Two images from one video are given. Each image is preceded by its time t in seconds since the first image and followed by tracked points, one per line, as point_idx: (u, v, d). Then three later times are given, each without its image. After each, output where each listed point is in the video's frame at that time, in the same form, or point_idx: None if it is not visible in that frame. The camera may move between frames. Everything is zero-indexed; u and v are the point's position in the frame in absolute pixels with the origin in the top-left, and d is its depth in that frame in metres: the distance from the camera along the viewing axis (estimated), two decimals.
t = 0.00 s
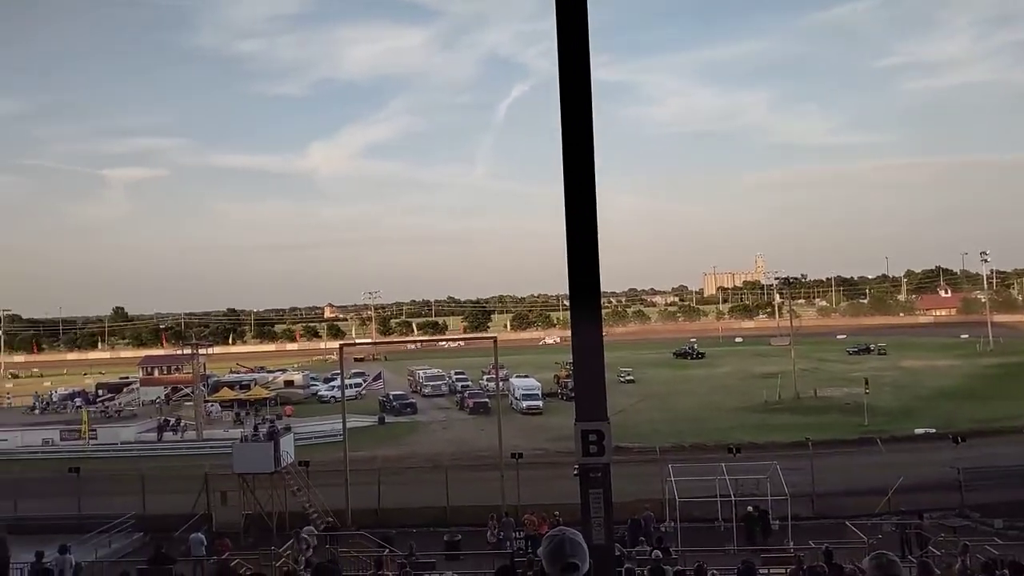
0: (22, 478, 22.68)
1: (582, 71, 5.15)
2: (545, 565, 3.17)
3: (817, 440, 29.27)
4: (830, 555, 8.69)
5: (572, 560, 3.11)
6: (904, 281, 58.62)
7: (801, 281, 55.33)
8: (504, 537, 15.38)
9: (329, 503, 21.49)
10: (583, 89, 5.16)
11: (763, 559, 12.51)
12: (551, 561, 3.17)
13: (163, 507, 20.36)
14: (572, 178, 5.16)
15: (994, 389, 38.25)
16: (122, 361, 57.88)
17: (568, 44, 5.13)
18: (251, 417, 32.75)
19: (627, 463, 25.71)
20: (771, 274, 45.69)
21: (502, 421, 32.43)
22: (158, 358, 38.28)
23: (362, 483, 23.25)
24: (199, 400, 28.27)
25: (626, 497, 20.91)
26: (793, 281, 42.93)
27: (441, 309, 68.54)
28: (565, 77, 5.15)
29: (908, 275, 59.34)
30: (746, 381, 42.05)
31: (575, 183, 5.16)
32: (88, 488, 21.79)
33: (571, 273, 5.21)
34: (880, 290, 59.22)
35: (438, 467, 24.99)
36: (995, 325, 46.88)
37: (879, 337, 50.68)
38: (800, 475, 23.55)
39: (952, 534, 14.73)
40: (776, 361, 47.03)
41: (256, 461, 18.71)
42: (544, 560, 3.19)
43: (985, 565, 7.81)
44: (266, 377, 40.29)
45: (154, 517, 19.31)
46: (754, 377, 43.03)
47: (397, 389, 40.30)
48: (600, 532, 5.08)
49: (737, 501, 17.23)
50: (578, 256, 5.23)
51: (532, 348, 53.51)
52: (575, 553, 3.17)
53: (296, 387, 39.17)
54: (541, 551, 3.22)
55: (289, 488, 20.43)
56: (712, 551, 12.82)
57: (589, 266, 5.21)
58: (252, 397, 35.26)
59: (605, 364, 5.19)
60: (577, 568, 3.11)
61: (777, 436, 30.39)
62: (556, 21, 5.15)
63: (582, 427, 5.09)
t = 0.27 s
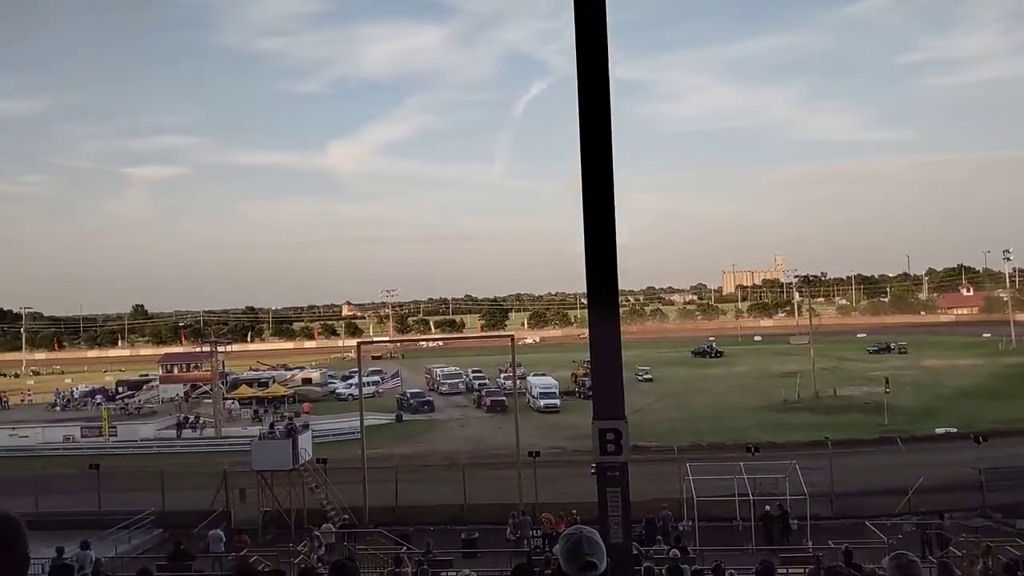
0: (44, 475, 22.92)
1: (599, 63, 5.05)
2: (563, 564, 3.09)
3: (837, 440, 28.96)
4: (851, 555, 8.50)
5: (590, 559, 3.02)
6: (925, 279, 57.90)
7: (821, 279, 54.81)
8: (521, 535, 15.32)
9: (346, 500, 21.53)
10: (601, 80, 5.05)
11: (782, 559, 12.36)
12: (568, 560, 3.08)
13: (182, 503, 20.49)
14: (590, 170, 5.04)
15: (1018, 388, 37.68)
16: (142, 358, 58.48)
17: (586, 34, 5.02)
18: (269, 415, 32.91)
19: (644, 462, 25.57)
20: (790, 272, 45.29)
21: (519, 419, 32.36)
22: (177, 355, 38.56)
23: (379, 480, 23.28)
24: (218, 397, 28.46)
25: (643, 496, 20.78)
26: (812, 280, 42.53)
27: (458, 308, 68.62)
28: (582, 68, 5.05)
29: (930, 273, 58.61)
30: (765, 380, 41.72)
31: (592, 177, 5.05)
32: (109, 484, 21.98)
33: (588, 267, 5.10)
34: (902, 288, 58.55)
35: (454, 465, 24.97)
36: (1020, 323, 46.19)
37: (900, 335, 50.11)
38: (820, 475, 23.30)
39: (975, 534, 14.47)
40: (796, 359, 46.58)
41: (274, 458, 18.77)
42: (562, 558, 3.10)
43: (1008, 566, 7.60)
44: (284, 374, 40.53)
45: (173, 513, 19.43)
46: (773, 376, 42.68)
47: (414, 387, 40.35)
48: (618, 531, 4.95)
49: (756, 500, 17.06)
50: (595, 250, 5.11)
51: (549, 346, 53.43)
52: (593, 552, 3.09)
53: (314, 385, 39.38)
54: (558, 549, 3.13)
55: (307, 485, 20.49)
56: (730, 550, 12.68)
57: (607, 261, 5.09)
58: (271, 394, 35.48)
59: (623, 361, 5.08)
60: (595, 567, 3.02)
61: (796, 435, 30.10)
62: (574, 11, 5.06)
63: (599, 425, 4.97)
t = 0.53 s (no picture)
0: (67, 470, 23.24)
1: (615, 61, 5.02)
2: (580, 562, 3.09)
3: (856, 439, 28.71)
4: (870, 556, 8.39)
5: (607, 557, 3.03)
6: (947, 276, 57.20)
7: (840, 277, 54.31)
8: (538, 533, 15.32)
9: (364, 496, 21.65)
10: (617, 78, 5.03)
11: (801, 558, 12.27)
12: (585, 557, 3.09)
13: (201, 498, 20.70)
14: (607, 169, 5.02)
15: None
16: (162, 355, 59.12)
17: (602, 33, 5.01)
18: (287, 412, 33.15)
19: (661, 461, 25.48)
20: (810, 270, 44.92)
21: (536, 416, 32.37)
22: (197, 352, 38.94)
23: (396, 477, 23.39)
24: (237, 394, 28.71)
25: (660, 494, 20.72)
26: (832, 277, 42.14)
27: (474, 305, 68.73)
28: (599, 66, 5.03)
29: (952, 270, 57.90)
30: (784, 378, 41.45)
31: (609, 175, 5.03)
32: (130, 479, 22.24)
33: (605, 265, 5.08)
34: (923, 285, 57.90)
35: (471, 462, 25.03)
36: None
37: (921, 334, 49.59)
38: (839, 474, 23.10)
39: (997, 535, 14.28)
40: (815, 357, 46.22)
41: (293, 454, 18.90)
42: (578, 556, 3.11)
43: None
44: (302, 371, 40.81)
45: (193, 508, 19.63)
46: (792, 374, 42.39)
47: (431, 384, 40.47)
48: (634, 530, 4.93)
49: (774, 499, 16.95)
50: (613, 248, 5.09)
51: (566, 344, 53.41)
52: (610, 549, 3.09)
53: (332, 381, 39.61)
54: (576, 547, 3.14)
55: (324, 481, 20.62)
56: (748, 549, 12.62)
57: (623, 259, 5.07)
58: (289, 391, 35.74)
59: (640, 360, 5.06)
60: (612, 565, 3.03)
61: (815, 434, 29.89)
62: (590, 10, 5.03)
63: (616, 424, 4.95)
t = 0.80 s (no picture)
0: (96, 465, 23.59)
1: (638, 58, 4.98)
2: (603, 561, 3.07)
3: (884, 439, 28.29)
4: (899, 558, 8.22)
5: (631, 556, 3.00)
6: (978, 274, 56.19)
7: (867, 275, 53.58)
8: (561, 532, 15.27)
9: (387, 493, 21.74)
10: (640, 74, 4.98)
11: (827, 559, 12.12)
12: (608, 557, 3.06)
13: (226, 494, 20.92)
14: (630, 167, 4.99)
15: None
16: (189, 352, 59.90)
17: (625, 30, 4.97)
18: (311, 409, 33.43)
19: (685, 460, 25.30)
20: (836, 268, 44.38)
21: (558, 415, 32.33)
22: (223, 350, 39.41)
23: (419, 474, 23.46)
24: (262, 391, 28.98)
25: (684, 494, 20.56)
26: (859, 275, 41.59)
27: (497, 304, 68.80)
28: (621, 63, 4.99)
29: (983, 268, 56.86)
30: (810, 377, 40.98)
31: (633, 172, 4.98)
32: (157, 475, 22.53)
33: (628, 263, 5.03)
34: (953, 283, 56.93)
35: (493, 460, 25.06)
36: None
37: (951, 332, 48.78)
38: (866, 474, 22.78)
39: None
40: (841, 357, 45.65)
41: (317, 451, 19.04)
42: (602, 555, 3.08)
43: None
44: (326, 369, 41.10)
45: (218, 504, 19.84)
46: (818, 373, 41.90)
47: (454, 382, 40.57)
48: (659, 529, 4.89)
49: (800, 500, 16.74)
50: (636, 245, 5.04)
51: (589, 342, 53.26)
52: (634, 549, 3.06)
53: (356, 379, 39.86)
54: (598, 547, 3.11)
55: (348, 478, 20.74)
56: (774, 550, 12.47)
57: (647, 256, 5.02)
58: (313, 388, 36.03)
59: (664, 358, 5.02)
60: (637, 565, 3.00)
61: (842, 434, 29.50)
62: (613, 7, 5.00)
63: (640, 423, 4.92)
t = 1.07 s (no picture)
0: (142, 461, 24.13)
1: (679, 53, 4.88)
2: (644, 564, 2.98)
3: (933, 443, 27.52)
4: (947, 565, 7.94)
5: (674, 559, 2.92)
6: None
7: (915, 275, 52.29)
8: (601, 533, 15.13)
9: (426, 491, 21.84)
10: (680, 71, 4.88)
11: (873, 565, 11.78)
12: (649, 560, 2.98)
13: (268, 490, 21.21)
14: (671, 164, 4.89)
15: None
16: (232, 350, 61.03)
17: (666, 25, 4.88)
18: (351, 407, 33.77)
19: (726, 462, 24.94)
20: (882, 268, 43.39)
21: (597, 415, 32.15)
22: (265, 348, 40.09)
23: (457, 473, 23.52)
24: (303, 389, 29.35)
25: (725, 497, 20.24)
26: (906, 275, 40.56)
27: (535, 304, 68.85)
28: (662, 60, 4.90)
29: None
30: (855, 379, 40.11)
31: (672, 170, 4.89)
32: (201, 471, 22.95)
33: (669, 261, 4.93)
34: (1005, 284, 55.31)
35: (531, 460, 25.02)
36: None
37: (1003, 334, 47.32)
38: (914, 479, 22.17)
39: None
40: (888, 358, 44.59)
41: (357, 448, 19.18)
42: (642, 558, 3.00)
43: None
44: (365, 367, 41.53)
45: (260, 500, 20.13)
46: (863, 375, 40.99)
47: (491, 381, 40.65)
48: (699, 531, 4.78)
49: (845, 504, 16.34)
50: (676, 243, 4.92)
51: (627, 342, 52.90)
52: (675, 551, 2.98)
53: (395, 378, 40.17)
54: (638, 549, 3.03)
55: (387, 476, 20.88)
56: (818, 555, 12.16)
57: (687, 254, 4.91)
58: (352, 387, 36.43)
59: (705, 358, 4.92)
60: (680, 568, 2.92)
61: (888, 437, 28.79)
62: None
63: (680, 424, 4.83)
